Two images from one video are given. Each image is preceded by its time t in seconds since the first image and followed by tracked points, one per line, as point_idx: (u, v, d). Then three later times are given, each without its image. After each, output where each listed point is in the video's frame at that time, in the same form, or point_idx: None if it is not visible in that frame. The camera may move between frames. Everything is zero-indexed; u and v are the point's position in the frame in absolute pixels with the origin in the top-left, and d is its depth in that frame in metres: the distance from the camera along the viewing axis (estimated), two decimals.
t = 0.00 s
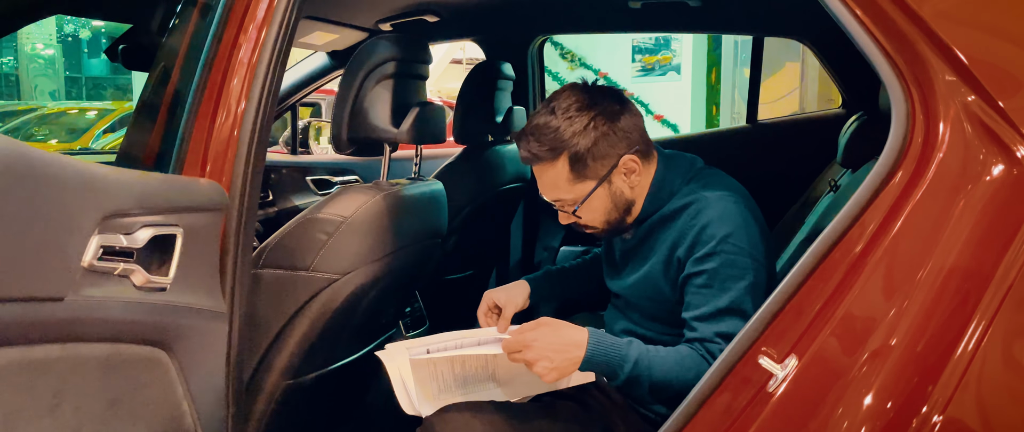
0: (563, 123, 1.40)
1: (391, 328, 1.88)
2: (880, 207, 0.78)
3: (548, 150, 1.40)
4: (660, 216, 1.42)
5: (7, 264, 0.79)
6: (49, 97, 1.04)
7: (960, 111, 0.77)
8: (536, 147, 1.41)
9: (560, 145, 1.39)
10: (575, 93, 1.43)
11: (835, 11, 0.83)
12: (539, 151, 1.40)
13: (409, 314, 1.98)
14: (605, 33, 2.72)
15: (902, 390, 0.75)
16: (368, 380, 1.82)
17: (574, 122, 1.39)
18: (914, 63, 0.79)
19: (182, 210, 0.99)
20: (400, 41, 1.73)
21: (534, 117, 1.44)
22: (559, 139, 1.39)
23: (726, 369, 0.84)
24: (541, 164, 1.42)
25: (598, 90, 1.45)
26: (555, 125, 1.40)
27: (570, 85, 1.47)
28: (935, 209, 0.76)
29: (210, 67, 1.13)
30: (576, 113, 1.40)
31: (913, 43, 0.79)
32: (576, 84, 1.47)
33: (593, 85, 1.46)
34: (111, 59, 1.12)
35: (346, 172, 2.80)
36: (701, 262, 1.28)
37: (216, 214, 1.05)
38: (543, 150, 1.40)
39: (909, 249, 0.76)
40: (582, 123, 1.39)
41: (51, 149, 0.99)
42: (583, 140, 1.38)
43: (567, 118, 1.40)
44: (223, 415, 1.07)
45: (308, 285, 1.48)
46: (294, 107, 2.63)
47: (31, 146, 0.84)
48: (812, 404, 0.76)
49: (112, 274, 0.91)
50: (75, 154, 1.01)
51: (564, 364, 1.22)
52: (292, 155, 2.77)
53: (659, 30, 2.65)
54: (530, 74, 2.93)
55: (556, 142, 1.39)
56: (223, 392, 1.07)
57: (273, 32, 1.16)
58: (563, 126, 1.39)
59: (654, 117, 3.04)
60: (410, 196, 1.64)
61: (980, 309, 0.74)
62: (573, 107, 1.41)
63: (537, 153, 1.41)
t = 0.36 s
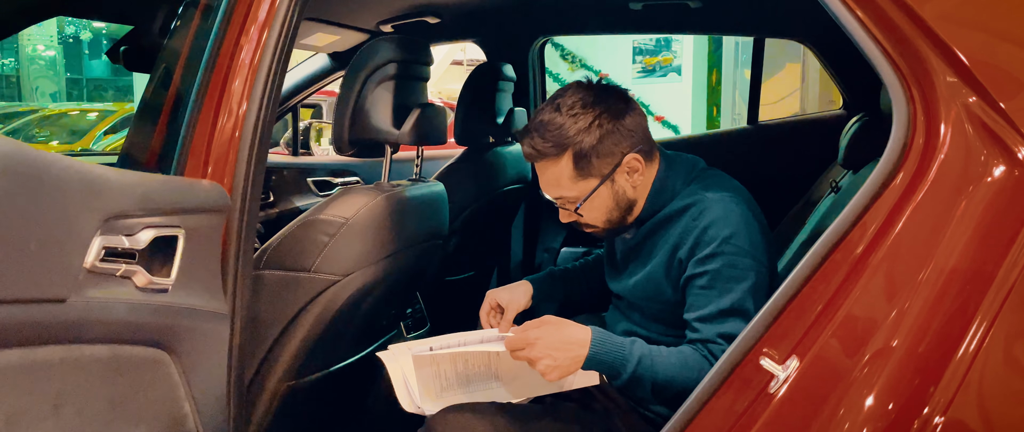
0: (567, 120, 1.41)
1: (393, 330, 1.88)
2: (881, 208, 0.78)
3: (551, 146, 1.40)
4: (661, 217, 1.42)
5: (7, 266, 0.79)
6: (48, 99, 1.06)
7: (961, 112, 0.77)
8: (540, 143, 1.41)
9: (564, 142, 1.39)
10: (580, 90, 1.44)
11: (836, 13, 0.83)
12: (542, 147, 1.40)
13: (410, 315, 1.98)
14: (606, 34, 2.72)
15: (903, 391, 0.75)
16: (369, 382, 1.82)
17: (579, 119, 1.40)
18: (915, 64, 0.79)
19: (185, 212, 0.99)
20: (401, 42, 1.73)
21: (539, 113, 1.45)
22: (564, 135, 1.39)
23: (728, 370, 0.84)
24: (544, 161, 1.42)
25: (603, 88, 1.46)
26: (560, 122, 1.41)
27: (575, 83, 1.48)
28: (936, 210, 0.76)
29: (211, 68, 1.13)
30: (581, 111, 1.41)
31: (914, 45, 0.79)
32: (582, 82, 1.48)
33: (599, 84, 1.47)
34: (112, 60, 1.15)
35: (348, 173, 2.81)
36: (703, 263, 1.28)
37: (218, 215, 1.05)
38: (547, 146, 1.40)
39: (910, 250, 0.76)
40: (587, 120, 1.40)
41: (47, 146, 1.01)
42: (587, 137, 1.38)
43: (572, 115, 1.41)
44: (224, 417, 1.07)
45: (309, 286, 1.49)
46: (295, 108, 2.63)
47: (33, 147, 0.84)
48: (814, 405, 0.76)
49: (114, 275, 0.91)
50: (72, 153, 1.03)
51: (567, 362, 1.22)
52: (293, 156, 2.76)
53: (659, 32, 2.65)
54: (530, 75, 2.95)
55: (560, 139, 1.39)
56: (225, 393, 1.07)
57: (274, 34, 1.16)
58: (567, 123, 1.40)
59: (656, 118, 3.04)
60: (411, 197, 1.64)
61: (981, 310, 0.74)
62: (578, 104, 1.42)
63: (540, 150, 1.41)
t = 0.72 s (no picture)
0: (569, 120, 1.40)
1: (394, 329, 1.88)
2: (882, 208, 0.78)
3: (553, 146, 1.40)
4: (661, 217, 1.42)
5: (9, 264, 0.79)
6: (50, 99, 1.05)
7: (962, 112, 0.77)
8: (541, 143, 1.41)
9: (566, 142, 1.39)
10: (583, 90, 1.44)
11: (836, 12, 0.83)
12: (544, 147, 1.40)
13: (411, 315, 1.98)
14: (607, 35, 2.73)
15: (904, 390, 0.74)
16: (370, 381, 1.82)
17: (581, 119, 1.40)
18: (916, 62, 0.79)
19: (185, 211, 0.99)
20: (402, 42, 1.73)
21: (540, 113, 1.44)
22: (565, 135, 1.39)
23: (729, 369, 0.84)
24: (545, 160, 1.42)
25: (605, 88, 1.46)
26: (561, 122, 1.40)
27: (577, 83, 1.47)
28: (936, 210, 0.76)
29: (211, 68, 1.13)
30: (582, 111, 1.41)
31: (914, 43, 0.79)
32: (584, 82, 1.48)
33: (601, 83, 1.46)
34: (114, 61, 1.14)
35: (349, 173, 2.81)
36: (704, 264, 1.28)
37: (219, 215, 1.05)
38: (548, 146, 1.40)
39: (911, 250, 0.76)
40: (589, 120, 1.40)
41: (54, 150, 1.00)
42: (589, 138, 1.38)
43: (574, 115, 1.40)
44: (224, 416, 1.07)
45: (310, 286, 1.49)
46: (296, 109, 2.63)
47: (34, 146, 0.84)
48: (813, 404, 0.76)
49: (114, 275, 0.91)
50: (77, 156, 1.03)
51: (568, 359, 1.23)
52: (294, 156, 2.75)
53: (660, 32, 2.65)
54: (531, 75, 2.95)
55: (562, 138, 1.39)
56: (225, 393, 1.07)
57: (275, 34, 1.16)
58: (569, 123, 1.40)
59: (657, 118, 3.04)
60: (412, 197, 1.65)
61: (981, 310, 0.74)
62: (580, 104, 1.41)
63: (542, 149, 1.41)
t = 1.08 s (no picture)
0: (573, 120, 1.40)
1: (395, 329, 1.89)
2: (882, 207, 0.78)
3: (556, 145, 1.40)
4: (662, 217, 1.42)
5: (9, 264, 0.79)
6: (52, 99, 1.06)
7: (963, 111, 0.77)
8: (544, 142, 1.41)
9: (569, 142, 1.39)
10: (587, 90, 1.44)
11: (837, 11, 0.83)
12: (547, 146, 1.40)
13: (412, 315, 1.98)
14: (608, 34, 2.72)
15: (904, 389, 0.74)
16: (370, 381, 1.82)
17: (585, 119, 1.40)
18: (916, 61, 0.79)
19: (186, 211, 0.99)
20: (404, 42, 1.74)
21: (543, 112, 1.44)
22: (569, 135, 1.39)
23: (730, 369, 0.84)
24: (548, 160, 1.42)
25: (609, 88, 1.46)
26: (565, 121, 1.40)
27: (581, 82, 1.47)
28: (937, 209, 0.76)
29: (212, 68, 1.13)
30: (586, 110, 1.40)
31: (914, 42, 0.78)
32: (588, 82, 1.47)
33: (605, 83, 1.46)
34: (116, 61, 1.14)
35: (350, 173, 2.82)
36: (705, 264, 1.27)
37: (219, 215, 1.05)
38: (552, 145, 1.40)
39: (911, 250, 0.76)
40: (593, 120, 1.39)
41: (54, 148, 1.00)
42: (593, 138, 1.38)
43: (578, 115, 1.40)
44: (225, 415, 1.07)
45: (311, 285, 1.49)
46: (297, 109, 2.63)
47: (35, 145, 0.84)
48: (813, 404, 0.76)
49: (115, 274, 0.91)
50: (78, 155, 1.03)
51: (569, 358, 1.22)
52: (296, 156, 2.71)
53: (661, 32, 2.65)
54: (532, 75, 2.95)
55: (566, 138, 1.39)
56: (225, 392, 1.07)
57: (275, 34, 1.17)
58: (573, 123, 1.40)
59: (658, 118, 3.04)
60: (412, 196, 1.65)
61: (982, 310, 0.74)
62: (584, 104, 1.41)
63: (545, 148, 1.41)
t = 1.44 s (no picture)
0: (575, 119, 1.40)
1: (395, 329, 1.89)
2: (882, 207, 0.78)
3: (558, 144, 1.40)
4: (662, 217, 1.42)
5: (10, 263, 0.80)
6: (54, 100, 1.05)
7: (962, 110, 0.77)
8: (546, 141, 1.41)
9: (571, 141, 1.39)
10: (589, 90, 1.44)
11: (836, 11, 0.83)
12: (548, 146, 1.40)
13: (412, 315, 1.98)
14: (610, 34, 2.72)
15: (904, 388, 0.74)
16: (371, 381, 1.82)
17: (586, 119, 1.40)
18: (915, 60, 0.79)
19: (186, 211, 1.00)
20: (405, 43, 1.74)
21: (545, 112, 1.44)
22: (571, 134, 1.39)
23: (730, 368, 0.84)
24: (549, 159, 1.42)
25: (611, 88, 1.46)
26: (567, 121, 1.40)
27: (582, 82, 1.47)
28: (936, 208, 0.76)
29: (213, 69, 1.14)
30: (588, 110, 1.41)
31: (913, 42, 0.79)
32: (589, 82, 1.48)
33: (607, 83, 1.47)
34: (117, 61, 1.13)
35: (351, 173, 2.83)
36: (706, 264, 1.28)
37: (220, 215, 1.05)
38: (553, 145, 1.40)
39: (911, 249, 0.76)
40: (595, 120, 1.40)
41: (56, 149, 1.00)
42: (594, 137, 1.38)
43: (579, 115, 1.40)
44: (225, 415, 1.07)
45: (312, 285, 1.49)
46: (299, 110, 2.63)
47: (36, 146, 0.85)
48: (813, 403, 0.76)
49: (115, 274, 0.91)
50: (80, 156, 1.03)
51: (569, 358, 1.22)
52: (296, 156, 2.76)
53: (662, 32, 2.65)
54: (533, 76, 2.95)
55: (568, 137, 1.39)
56: (226, 391, 1.07)
57: (276, 34, 1.17)
58: (575, 122, 1.40)
59: (658, 118, 3.04)
60: (413, 197, 1.65)
61: (981, 309, 0.74)
62: (586, 103, 1.41)
63: (546, 148, 1.41)
